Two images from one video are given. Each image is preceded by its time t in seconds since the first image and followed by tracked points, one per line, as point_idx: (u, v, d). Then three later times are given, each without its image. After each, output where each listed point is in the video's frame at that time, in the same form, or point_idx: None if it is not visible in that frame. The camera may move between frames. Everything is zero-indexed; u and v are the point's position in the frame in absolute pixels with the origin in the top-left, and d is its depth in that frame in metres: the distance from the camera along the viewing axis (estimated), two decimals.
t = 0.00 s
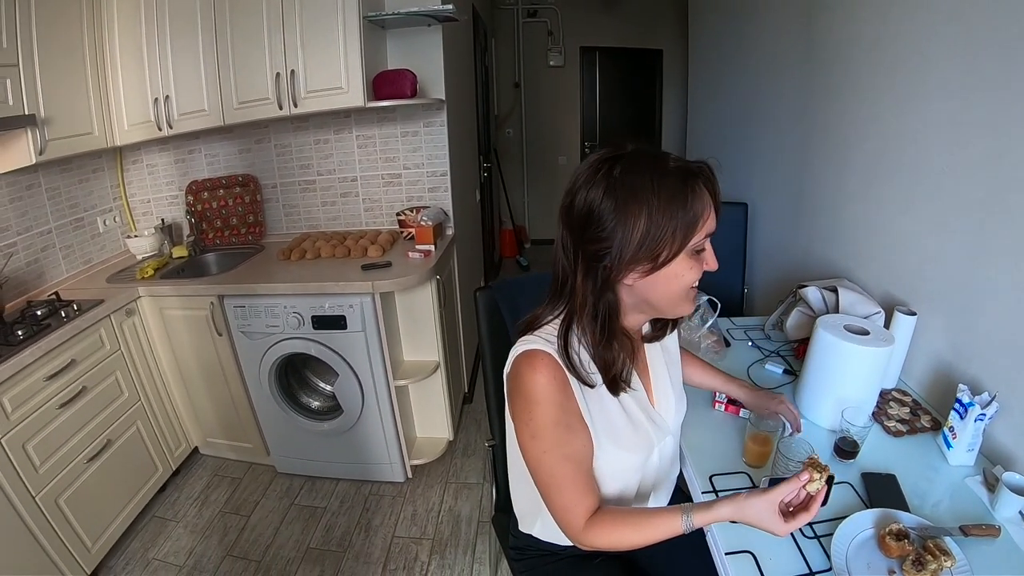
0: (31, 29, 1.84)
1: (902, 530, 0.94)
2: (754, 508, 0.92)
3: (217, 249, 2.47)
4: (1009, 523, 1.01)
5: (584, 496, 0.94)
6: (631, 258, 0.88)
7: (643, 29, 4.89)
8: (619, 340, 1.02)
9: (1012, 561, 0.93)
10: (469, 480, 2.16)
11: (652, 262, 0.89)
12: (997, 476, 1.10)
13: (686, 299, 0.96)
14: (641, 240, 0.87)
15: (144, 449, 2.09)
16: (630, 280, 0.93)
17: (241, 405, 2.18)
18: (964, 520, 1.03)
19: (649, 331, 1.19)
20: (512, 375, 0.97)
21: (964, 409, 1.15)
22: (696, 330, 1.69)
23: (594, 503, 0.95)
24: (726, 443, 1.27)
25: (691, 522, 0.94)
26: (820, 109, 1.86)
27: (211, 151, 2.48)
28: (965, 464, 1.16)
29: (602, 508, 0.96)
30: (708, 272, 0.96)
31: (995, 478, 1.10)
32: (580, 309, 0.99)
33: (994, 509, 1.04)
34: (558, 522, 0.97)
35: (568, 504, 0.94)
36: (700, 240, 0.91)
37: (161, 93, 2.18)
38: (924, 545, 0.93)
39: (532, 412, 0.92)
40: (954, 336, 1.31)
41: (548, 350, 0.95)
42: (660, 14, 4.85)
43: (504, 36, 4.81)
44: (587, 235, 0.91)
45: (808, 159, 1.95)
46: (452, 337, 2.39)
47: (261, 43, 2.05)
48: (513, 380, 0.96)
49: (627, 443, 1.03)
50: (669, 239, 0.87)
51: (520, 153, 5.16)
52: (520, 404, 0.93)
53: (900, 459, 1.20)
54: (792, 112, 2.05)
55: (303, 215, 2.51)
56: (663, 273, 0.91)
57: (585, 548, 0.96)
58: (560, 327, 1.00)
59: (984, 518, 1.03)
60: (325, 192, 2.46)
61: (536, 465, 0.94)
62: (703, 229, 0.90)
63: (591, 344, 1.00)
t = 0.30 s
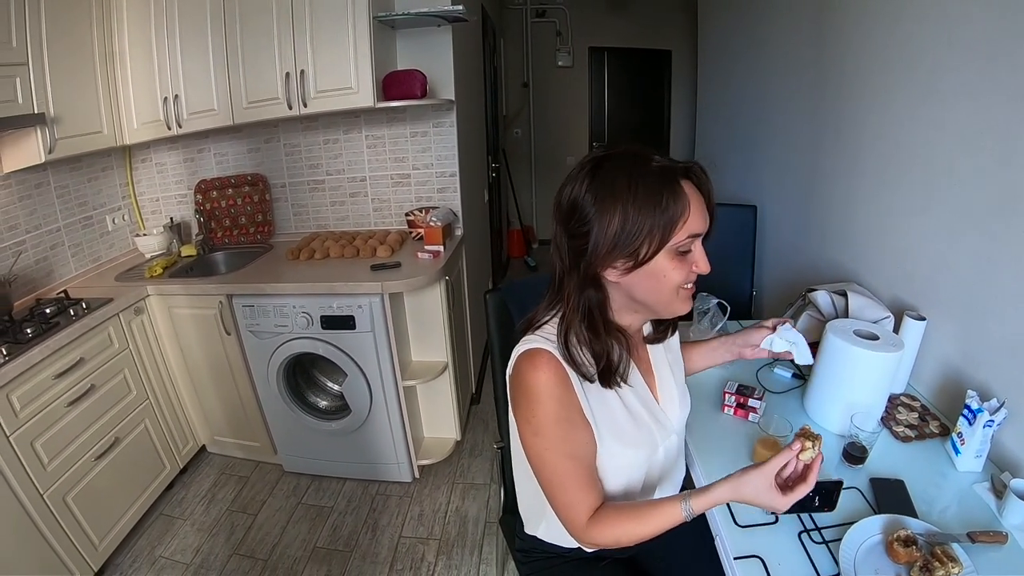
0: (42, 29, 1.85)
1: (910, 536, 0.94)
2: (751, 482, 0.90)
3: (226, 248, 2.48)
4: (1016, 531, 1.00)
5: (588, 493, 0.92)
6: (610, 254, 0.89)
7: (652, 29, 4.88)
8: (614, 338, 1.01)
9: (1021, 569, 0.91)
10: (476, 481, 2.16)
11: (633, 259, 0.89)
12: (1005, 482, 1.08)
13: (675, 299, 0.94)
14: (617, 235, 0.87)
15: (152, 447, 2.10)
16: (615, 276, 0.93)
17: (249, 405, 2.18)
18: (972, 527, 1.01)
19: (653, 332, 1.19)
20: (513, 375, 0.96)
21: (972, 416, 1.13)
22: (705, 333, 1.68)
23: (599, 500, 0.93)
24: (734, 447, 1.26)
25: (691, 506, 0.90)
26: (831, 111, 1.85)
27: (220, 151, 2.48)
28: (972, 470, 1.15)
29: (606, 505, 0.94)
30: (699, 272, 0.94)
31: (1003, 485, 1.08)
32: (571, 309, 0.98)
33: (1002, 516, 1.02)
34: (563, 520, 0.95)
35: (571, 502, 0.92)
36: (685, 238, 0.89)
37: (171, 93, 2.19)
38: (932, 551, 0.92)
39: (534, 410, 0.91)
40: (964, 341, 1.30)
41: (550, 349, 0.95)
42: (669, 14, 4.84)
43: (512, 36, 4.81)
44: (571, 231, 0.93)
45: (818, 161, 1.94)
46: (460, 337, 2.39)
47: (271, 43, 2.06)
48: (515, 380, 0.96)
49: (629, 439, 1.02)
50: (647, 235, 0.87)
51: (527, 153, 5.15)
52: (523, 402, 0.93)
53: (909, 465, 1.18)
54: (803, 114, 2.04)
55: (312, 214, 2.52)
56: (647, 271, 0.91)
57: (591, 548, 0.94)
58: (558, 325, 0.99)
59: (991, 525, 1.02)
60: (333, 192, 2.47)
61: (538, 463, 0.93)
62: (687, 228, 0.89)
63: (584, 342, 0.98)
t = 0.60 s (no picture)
0: (48, 31, 1.85)
1: (915, 542, 0.93)
2: (723, 451, 0.89)
3: (232, 249, 2.49)
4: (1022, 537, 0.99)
5: (588, 489, 0.91)
6: (597, 253, 0.88)
7: (657, 30, 4.87)
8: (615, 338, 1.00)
9: None
10: (482, 483, 2.16)
11: (620, 260, 0.88)
12: (1010, 488, 1.07)
13: (667, 304, 0.92)
14: (604, 236, 0.87)
15: (157, 448, 2.10)
16: (607, 277, 0.93)
17: (255, 406, 2.19)
18: (976, 533, 1.00)
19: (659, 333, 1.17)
20: (518, 373, 0.96)
21: (978, 421, 1.13)
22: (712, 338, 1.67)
23: (597, 494, 0.92)
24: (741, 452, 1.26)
25: (676, 489, 0.89)
26: (838, 114, 1.84)
27: (226, 152, 2.49)
28: (977, 475, 1.14)
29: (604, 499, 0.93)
30: (692, 278, 0.91)
31: (1008, 491, 1.07)
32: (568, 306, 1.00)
33: (1006, 522, 1.01)
34: (563, 517, 0.94)
35: (570, 496, 0.91)
36: (674, 242, 0.87)
37: (177, 94, 2.19)
38: (937, 557, 0.91)
39: (536, 406, 0.91)
40: (969, 346, 1.29)
41: (552, 346, 0.95)
42: (674, 15, 4.82)
43: (517, 37, 4.80)
44: (566, 229, 0.94)
45: (824, 164, 1.93)
46: (466, 339, 2.39)
47: (278, 45, 2.06)
48: (520, 377, 0.96)
49: (632, 440, 1.01)
50: (633, 237, 0.86)
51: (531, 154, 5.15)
52: (526, 398, 0.93)
53: (914, 470, 1.18)
54: (809, 116, 2.04)
55: (318, 216, 2.52)
56: (635, 274, 0.89)
57: (589, 544, 0.92)
58: (562, 324, 0.99)
59: (996, 531, 1.01)
60: (340, 193, 2.47)
61: (540, 459, 0.92)
62: (676, 232, 0.87)
63: (586, 337, 0.98)
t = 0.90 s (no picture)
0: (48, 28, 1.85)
1: (915, 543, 0.93)
2: (710, 455, 0.85)
3: (233, 247, 2.49)
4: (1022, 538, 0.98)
5: (579, 480, 0.91)
6: (597, 246, 0.90)
7: (659, 30, 4.87)
8: (622, 332, 1.00)
9: None
10: (482, 481, 2.16)
11: (619, 254, 0.89)
12: (1011, 488, 1.07)
13: (668, 301, 0.91)
14: (602, 229, 0.88)
15: (158, 445, 2.11)
16: (609, 271, 0.93)
17: (255, 404, 2.19)
18: (976, 533, 1.00)
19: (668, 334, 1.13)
20: (525, 360, 0.96)
21: (979, 422, 1.12)
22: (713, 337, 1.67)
23: (588, 487, 0.92)
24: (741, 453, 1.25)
25: (660, 485, 0.87)
26: (839, 113, 1.84)
27: (228, 150, 2.49)
28: (978, 476, 1.14)
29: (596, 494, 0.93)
30: (694, 276, 0.89)
31: (1008, 491, 1.07)
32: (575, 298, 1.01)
33: (1007, 523, 1.01)
34: (551, 503, 0.94)
35: (561, 485, 0.91)
36: (673, 239, 0.86)
37: (179, 92, 2.19)
38: (937, 557, 0.91)
39: (540, 393, 0.91)
40: (970, 346, 1.29)
41: (560, 337, 0.95)
42: (677, 15, 4.82)
43: (519, 36, 4.80)
44: (572, 222, 0.96)
45: (825, 163, 1.93)
46: (467, 338, 2.39)
47: (279, 43, 2.06)
48: (526, 362, 0.96)
49: (631, 437, 1.01)
50: (631, 232, 0.86)
51: (532, 153, 5.15)
52: (530, 383, 0.93)
53: (915, 470, 1.17)
54: (811, 116, 2.03)
55: (319, 214, 2.52)
56: (635, 269, 0.89)
57: (574, 535, 0.93)
58: (571, 316, 0.99)
59: (996, 531, 1.01)
60: (341, 191, 2.47)
61: (535, 445, 0.92)
62: (675, 228, 0.86)
63: (596, 330, 0.98)
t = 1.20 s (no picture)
0: (52, 27, 1.86)
1: (916, 546, 0.93)
2: (705, 488, 0.84)
3: (236, 246, 2.49)
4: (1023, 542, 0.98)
5: (579, 483, 0.92)
6: (610, 248, 0.91)
7: (662, 30, 4.86)
8: (642, 339, 0.98)
9: None
10: (483, 481, 2.16)
11: (630, 256, 0.89)
12: (1012, 492, 1.07)
13: (680, 304, 0.88)
14: (613, 231, 0.89)
15: (160, 444, 2.11)
16: (625, 274, 0.94)
17: (258, 403, 2.19)
18: (977, 537, 1.00)
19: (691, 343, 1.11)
20: (544, 359, 0.96)
21: (981, 425, 1.12)
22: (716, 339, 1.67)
23: (588, 490, 0.93)
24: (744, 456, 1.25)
25: (650, 503, 0.87)
26: (842, 115, 1.84)
27: (231, 150, 2.49)
28: (980, 479, 1.14)
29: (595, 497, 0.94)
30: (707, 278, 0.87)
31: (1010, 495, 1.07)
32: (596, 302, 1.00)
33: (1007, 526, 1.01)
34: (549, 498, 0.96)
35: (561, 485, 0.93)
36: (681, 239, 0.85)
37: (182, 92, 2.19)
38: (937, 561, 0.91)
39: (553, 394, 0.91)
40: (972, 349, 1.29)
41: (579, 341, 0.94)
42: (680, 16, 4.81)
43: (522, 36, 4.81)
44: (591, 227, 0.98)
45: (828, 165, 1.93)
46: (469, 338, 2.39)
47: (282, 43, 2.06)
48: (543, 362, 0.96)
49: (643, 442, 1.00)
50: (639, 233, 0.86)
51: (535, 153, 5.15)
52: (545, 384, 0.93)
53: (916, 473, 1.17)
54: (814, 117, 2.03)
55: (322, 214, 2.52)
56: (646, 270, 0.89)
57: (568, 534, 0.94)
58: (591, 322, 0.98)
59: (997, 535, 1.01)
60: (344, 191, 2.47)
61: (542, 444, 0.93)
62: (682, 229, 0.85)
63: (615, 336, 0.96)
